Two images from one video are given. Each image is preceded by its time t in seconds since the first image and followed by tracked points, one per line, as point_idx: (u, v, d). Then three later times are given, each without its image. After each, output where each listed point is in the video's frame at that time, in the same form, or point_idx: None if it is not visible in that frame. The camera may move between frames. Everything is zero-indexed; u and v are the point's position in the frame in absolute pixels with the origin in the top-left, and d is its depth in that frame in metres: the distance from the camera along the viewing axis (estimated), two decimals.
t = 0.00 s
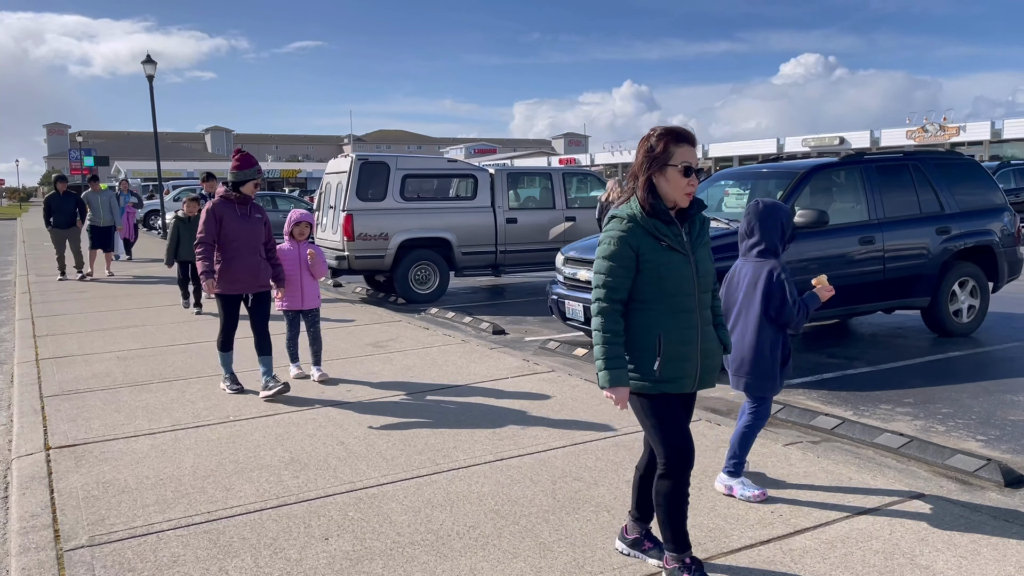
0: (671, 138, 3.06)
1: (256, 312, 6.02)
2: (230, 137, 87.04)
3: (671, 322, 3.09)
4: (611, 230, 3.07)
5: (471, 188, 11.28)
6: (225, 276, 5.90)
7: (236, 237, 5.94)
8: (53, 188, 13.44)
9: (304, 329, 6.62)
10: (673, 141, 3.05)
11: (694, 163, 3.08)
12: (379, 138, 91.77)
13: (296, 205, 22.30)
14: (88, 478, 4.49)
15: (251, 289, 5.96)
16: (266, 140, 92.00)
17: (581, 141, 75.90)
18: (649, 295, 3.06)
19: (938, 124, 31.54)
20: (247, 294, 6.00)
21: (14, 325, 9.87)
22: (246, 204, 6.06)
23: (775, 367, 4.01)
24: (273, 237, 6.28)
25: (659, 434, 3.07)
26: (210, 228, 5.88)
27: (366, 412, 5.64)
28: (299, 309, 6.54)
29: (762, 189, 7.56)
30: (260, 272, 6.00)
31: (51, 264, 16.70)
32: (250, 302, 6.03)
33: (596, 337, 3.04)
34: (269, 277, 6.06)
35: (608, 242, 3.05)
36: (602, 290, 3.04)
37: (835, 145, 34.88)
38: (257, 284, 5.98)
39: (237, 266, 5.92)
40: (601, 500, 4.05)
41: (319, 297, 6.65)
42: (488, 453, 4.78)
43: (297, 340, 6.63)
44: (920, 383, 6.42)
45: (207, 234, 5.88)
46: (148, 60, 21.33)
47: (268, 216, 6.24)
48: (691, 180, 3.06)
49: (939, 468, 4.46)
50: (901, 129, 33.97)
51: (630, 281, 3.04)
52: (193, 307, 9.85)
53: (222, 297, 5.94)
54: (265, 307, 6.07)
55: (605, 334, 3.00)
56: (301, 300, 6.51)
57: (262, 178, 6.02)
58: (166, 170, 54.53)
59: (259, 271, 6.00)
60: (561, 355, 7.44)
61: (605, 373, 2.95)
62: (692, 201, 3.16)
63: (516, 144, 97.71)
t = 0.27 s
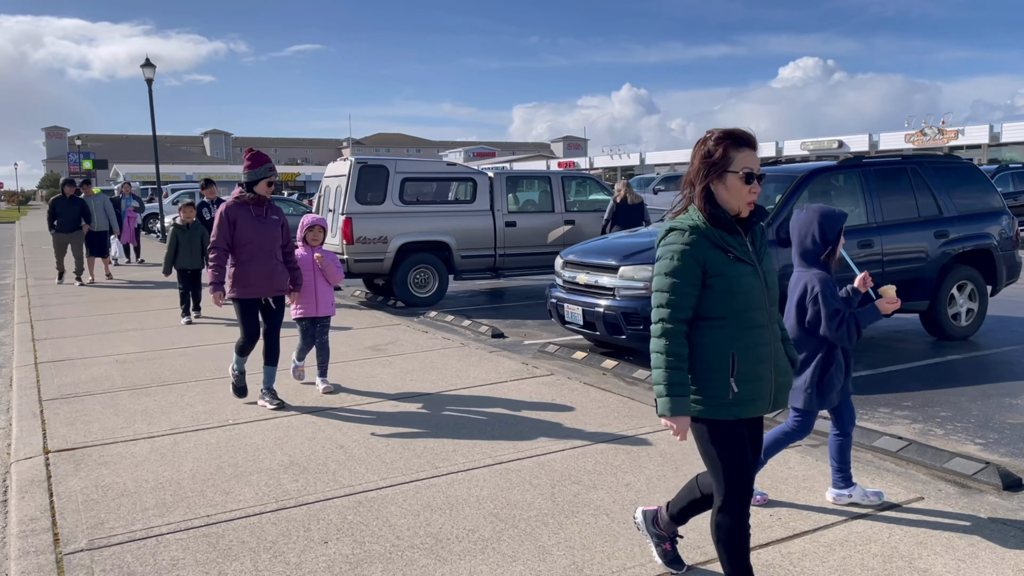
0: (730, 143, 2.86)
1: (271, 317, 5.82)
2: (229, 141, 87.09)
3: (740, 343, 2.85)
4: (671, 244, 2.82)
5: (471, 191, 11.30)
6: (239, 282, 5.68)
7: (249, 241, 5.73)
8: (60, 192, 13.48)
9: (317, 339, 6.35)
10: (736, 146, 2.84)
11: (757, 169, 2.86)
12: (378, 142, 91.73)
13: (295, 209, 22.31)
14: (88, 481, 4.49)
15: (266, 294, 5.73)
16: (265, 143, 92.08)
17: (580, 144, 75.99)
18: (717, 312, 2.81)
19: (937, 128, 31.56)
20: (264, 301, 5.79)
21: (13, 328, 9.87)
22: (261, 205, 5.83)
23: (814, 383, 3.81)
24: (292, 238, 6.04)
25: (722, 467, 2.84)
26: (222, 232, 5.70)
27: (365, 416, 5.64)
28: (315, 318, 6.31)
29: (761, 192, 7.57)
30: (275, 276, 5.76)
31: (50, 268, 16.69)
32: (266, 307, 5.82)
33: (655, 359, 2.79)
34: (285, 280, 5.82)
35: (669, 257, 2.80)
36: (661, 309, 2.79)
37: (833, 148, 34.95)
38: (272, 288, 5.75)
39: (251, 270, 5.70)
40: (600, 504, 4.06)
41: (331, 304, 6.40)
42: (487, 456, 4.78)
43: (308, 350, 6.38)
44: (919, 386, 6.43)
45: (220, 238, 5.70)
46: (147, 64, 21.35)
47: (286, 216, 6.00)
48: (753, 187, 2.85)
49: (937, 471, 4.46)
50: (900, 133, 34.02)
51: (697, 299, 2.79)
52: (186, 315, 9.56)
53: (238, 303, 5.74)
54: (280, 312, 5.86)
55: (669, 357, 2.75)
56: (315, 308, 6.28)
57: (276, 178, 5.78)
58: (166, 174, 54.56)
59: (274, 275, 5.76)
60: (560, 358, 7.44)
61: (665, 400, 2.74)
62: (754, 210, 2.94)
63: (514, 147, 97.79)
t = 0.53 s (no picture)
0: (814, 141, 2.69)
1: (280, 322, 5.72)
2: (230, 144, 87.15)
3: (818, 348, 2.69)
4: (752, 243, 2.62)
5: (471, 195, 11.32)
6: (249, 287, 5.59)
7: (261, 245, 5.64)
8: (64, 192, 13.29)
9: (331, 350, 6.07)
10: (823, 145, 2.68)
11: (837, 170, 2.72)
12: (378, 145, 91.79)
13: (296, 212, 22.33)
14: (89, 484, 4.50)
15: (276, 300, 5.63)
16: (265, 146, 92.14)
17: (580, 147, 76.06)
18: (801, 315, 2.65)
19: (937, 132, 31.58)
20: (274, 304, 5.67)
21: (14, 331, 9.88)
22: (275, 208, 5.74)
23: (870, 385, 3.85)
24: (307, 242, 5.94)
25: (765, 475, 2.71)
26: (233, 236, 5.60)
27: (365, 419, 5.65)
28: (326, 328, 6.03)
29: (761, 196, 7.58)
30: (285, 282, 5.67)
31: (50, 271, 16.70)
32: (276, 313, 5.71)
33: (766, 367, 2.55)
34: (296, 286, 5.73)
35: (750, 256, 2.61)
36: (756, 313, 2.57)
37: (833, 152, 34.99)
38: (281, 294, 5.65)
39: (261, 275, 5.61)
40: (600, 507, 4.06)
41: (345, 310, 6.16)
42: (488, 459, 4.79)
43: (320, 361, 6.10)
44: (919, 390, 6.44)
45: (230, 242, 5.61)
46: (148, 67, 21.38)
47: (301, 219, 5.89)
48: (833, 191, 2.70)
49: (937, 475, 4.47)
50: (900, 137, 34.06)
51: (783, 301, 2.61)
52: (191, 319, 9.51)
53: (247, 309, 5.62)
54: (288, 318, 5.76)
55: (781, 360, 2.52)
56: (328, 317, 6.01)
57: (290, 180, 5.68)
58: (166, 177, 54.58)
59: (285, 280, 5.67)
60: (560, 362, 7.45)
61: (808, 409, 2.47)
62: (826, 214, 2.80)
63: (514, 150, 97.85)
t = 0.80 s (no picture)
0: (929, 144, 2.48)
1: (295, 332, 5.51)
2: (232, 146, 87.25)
3: (925, 367, 2.48)
4: (856, 253, 2.42)
5: (472, 197, 11.33)
6: (262, 295, 5.36)
7: (274, 252, 5.40)
8: (64, 197, 13.23)
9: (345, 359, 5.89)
10: (937, 149, 2.47)
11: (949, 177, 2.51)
12: (380, 147, 91.87)
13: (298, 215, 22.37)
14: (91, 486, 4.50)
15: (290, 309, 5.41)
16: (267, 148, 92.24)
17: (582, 150, 76.10)
18: (905, 333, 2.46)
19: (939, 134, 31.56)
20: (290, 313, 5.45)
21: (16, 333, 9.90)
22: (287, 213, 5.50)
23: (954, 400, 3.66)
24: (322, 248, 5.71)
25: (858, 506, 2.54)
26: (245, 243, 5.37)
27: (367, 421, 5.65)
28: (348, 334, 5.84)
29: (763, 199, 7.58)
30: (299, 290, 5.43)
31: (53, 273, 16.71)
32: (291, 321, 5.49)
33: (865, 390, 2.37)
34: (310, 293, 5.49)
35: (851, 267, 2.40)
36: (859, 331, 2.38)
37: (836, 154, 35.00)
38: (295, 302, 5.42)
39: (274, 283, 5.38)
40: (602, 509, 4.06)
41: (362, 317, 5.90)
42: (489, 461, 4.79)
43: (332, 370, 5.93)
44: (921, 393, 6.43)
45: (242, 249, 5.37)
46: (150, 69, 21.42)
47: (315, 223, 5.66)
48: (944, 200, 2.50)
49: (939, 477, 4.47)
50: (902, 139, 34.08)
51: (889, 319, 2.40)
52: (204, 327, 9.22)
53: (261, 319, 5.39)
54: (305, 328, 5.55)
55: (884, 385, 2.34)
56: (350, 323, 5.82)
57: (300, 182, 5.39)
58: (169, 180, 54.68)
59: (299, 288, 5.43)
60: (562, 364, 7.45)
61: (907, 440, 2.31)
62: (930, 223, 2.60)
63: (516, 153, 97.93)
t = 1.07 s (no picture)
0: None
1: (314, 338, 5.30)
2: (235, 148, 87.42)
3: None
4: (961, 250, 2.25)
5: (476, 200, 11.35)
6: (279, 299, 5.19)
7: (292, 253, 5.20)
8: (68, 198, 13.18)
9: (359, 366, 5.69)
10: None
11: None
12: (383, 149, 91.97)
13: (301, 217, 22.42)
14: (95, 487, 4.52)
15: (307, 313, 5.23)
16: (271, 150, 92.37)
17: (585, 152, 76.12)
18: (1011, 340, 2.29)
19: (943, 137, 31.53)
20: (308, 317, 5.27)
21: (21, 335, 9.92)
22: (305, 213, 5.30)
23: None
24: (341, 250, 5.49)
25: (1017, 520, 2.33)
26: (262, 244, 5.16)
27: (371, 423, 5.66)
28: (364, 342, 5.63)
29: (766, 201, 7.59)
30: (317, 293, 5.24)
31: (57, 275, 16.74)
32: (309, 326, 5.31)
33: (939, 397, 2.26)
34: (329, 297, 5.29)
35: (955, 264, 2.25)
36: (950, 335, 2.24)
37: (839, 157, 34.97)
38: (313, 306, 5.23)
39: (291, 286, 5.20)
40: (605, 511, 4.07)
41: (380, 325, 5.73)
42: (493, 463, 4.79)
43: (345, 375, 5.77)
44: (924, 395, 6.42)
45: (259, 250, 5.16)
46: (154, 72, 21.49)
47: (333, 225, 5.45)
48: None
49: (943, 481, 4.46)
50: (905, 142, 34.05)
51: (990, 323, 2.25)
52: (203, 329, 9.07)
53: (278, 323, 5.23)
54: (328, 333, 5.33)
55: (964, 395, 2.21)
56: (366, 330, 5.61)
57: (322, 185, 5.26)
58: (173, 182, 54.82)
59: (317, 292, 5.24)
60: (565, 366, 7.46)
61: (974, 453, 2.20)
62: None
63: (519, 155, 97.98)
